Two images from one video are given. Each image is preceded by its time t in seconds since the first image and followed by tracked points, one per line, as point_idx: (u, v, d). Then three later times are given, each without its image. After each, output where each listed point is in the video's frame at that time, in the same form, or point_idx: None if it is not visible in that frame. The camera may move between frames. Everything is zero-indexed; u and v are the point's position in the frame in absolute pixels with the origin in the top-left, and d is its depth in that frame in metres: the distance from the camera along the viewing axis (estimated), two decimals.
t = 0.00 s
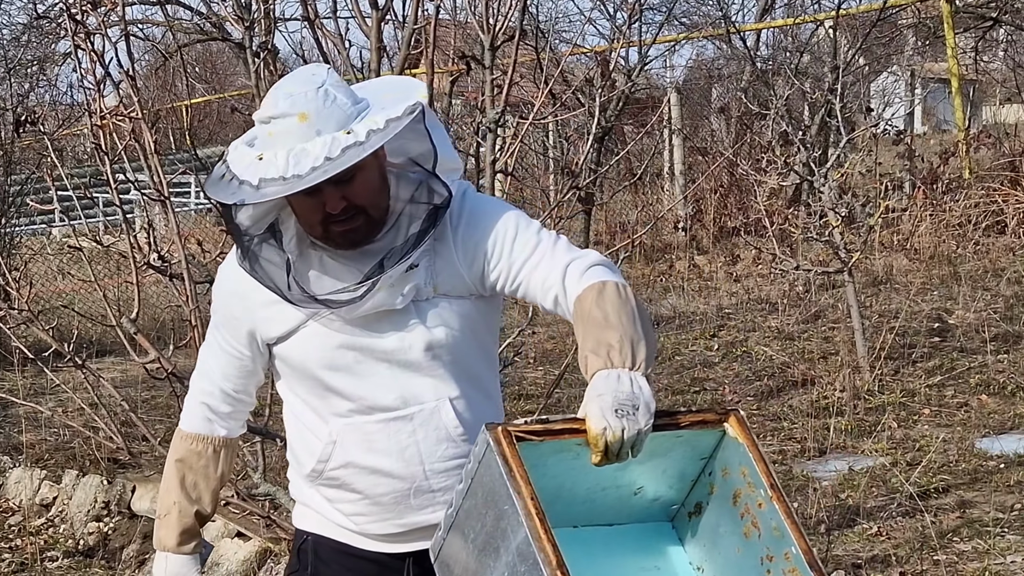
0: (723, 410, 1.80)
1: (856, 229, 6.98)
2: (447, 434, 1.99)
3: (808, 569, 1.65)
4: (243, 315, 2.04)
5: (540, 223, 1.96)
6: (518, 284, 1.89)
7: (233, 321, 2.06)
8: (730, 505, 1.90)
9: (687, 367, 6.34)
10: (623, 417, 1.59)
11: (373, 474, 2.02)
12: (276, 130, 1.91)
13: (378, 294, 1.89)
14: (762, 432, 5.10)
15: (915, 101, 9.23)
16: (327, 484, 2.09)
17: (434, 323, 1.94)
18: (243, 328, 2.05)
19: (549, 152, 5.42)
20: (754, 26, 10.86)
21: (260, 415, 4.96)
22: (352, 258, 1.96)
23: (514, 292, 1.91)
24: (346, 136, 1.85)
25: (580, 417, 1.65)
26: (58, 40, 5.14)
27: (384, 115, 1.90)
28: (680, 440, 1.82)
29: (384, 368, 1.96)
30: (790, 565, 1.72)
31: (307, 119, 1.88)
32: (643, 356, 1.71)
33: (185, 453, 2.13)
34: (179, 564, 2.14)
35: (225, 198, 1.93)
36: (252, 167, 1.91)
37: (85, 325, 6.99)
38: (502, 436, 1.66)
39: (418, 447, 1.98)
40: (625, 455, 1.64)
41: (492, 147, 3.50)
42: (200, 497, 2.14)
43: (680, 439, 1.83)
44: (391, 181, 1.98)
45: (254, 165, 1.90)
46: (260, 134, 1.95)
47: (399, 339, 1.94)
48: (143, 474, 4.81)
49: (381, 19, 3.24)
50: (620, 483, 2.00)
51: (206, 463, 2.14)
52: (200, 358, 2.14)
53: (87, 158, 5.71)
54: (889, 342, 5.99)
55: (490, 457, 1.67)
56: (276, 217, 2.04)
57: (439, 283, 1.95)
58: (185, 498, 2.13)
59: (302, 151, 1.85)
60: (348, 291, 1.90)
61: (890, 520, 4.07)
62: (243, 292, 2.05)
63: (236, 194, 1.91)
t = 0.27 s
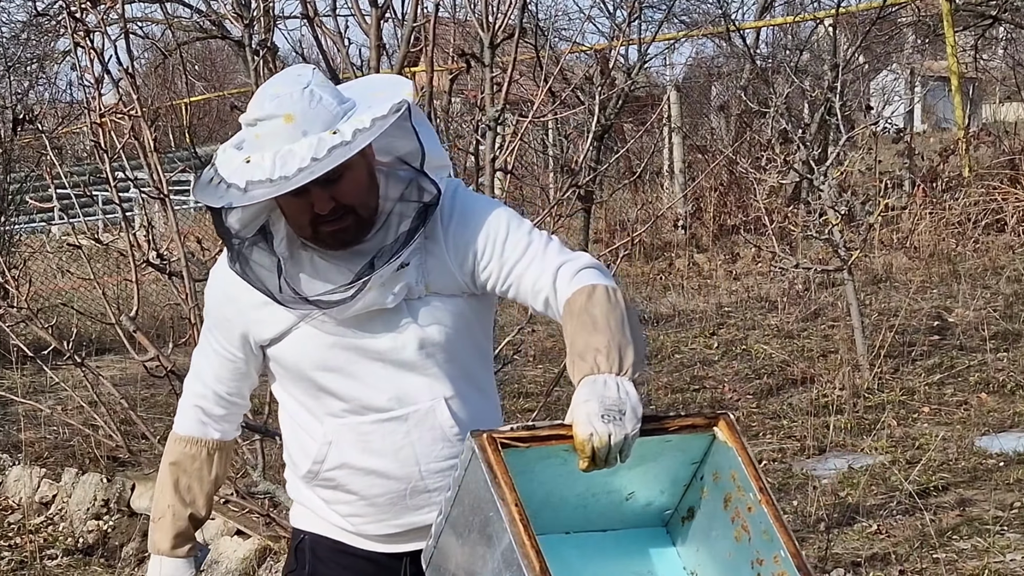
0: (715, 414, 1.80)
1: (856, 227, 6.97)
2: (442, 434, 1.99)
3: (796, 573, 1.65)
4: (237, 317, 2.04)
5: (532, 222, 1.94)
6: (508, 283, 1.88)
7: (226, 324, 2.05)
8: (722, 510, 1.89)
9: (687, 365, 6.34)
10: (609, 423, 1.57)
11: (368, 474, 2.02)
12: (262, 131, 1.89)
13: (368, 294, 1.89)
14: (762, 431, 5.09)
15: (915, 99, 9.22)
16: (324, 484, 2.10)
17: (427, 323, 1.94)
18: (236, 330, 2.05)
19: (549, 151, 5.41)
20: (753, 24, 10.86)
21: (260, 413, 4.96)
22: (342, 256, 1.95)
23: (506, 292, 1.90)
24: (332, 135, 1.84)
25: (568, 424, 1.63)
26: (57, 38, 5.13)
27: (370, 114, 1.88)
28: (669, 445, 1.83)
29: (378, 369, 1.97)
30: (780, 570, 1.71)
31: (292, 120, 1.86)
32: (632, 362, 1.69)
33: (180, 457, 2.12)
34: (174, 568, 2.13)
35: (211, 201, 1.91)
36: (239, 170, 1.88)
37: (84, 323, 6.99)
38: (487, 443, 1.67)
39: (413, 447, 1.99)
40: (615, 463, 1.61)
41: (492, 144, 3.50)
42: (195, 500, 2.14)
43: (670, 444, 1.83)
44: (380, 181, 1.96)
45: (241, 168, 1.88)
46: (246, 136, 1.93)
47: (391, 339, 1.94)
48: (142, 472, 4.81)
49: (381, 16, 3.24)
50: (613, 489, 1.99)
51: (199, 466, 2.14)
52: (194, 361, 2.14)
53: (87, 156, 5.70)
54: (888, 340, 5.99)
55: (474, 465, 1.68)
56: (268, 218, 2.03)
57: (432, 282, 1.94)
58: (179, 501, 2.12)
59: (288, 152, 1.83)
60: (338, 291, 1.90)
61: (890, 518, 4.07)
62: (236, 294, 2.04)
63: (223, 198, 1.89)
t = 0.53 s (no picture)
0: (698, 419, 1.81)
1: (855, 225, 6.97)
2: (437, 433, 1.98)
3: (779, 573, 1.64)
4: (228, 322, 2.03)
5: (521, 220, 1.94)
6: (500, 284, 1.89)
7: (217, 330, 2.05)
8: (706, 515, 1.89)
9: (686, 363, 6.34)
10: (596, 424, 1.59)
11: (365, 475, 2.02)
12: (245, 137, 1.88)
13: (358, 294, 1.88)
14: (761, 430, 5.09)
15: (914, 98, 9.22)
16: (320, 486, 2.09)
17: (419, 323, 1.93)
18: (227, 335, 2.04)
19: (548, 148, 5.41)
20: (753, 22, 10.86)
21: (259, 411, 4.96)
22: (330, 259, 1.94)
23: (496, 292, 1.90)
24: (317, 138, 1.83)
25: (556, 424, 1.65)
26: (56, 35, 5.12)
27: (353, 115, 1.87)
28: (653, 449, 1.83)
29: (372, 370, 1.96)
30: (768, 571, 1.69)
31: (275, 125, 1.86)
32: (619, 364, 1.70)
33: (174, 464, 2.12)
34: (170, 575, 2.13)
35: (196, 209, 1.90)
36: (224, 177, 1.87)
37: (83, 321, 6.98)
38: (474, 442, 1.67)
39: (408, 448, 1.98)
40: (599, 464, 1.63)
41: (491, 142, 3.49)
42: (189, 507, 2.13)
43: (654, 448, 1.84)
44: (366, 180, 1.94)
45: (227, 175, 1.87)
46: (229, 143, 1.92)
47: (384, 340, 1.93)
48: (141, 470, 4.81)
49: (380, 14, 3.23)
50: (597, 493, 1.99)
51: (193, 473, 2.13)
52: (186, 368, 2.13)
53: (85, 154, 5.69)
54: (888, 338, 5.99)
55: (462, 462, 1.69)
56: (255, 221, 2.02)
57: (422, 281, 1.93)
58: (174, 509, 2.12)
59: (272, 157, 1.82)
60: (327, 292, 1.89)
61: (889, 516, 4.07)
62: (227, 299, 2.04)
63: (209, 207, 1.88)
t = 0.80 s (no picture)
0: (680, 426, 1.82)
1: (854, 223, 6.96)
2: (426, 436, 1.97)
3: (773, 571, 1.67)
4: (213, 328, 2.01)
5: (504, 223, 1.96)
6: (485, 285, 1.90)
7: (203, 334, 2.02)
8: (691, 521, 1.92)
9: (685, 361, 6.33)
10: (582, 432, 1.63)
11: (354, 479, 2.00)
12: (230, 144, 1.85)
13: (346, 300, 1.87)
14: (761, 428, 5.08)
15: (914, 95, 9.21)
16: (309, 492, 2.07)
17: (407, 327, 1.93)
18: (214, 340, 2.02)
19: (547, 146, 5.40)
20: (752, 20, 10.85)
21: (257, 409, 4.95)
22: (315, 263, 1.93)
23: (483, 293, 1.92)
24: (305, 146, 1.82)
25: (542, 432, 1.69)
26: (53, 33, 5.11)
27: (340, 121, 1.86)
28: (636, 457, 1.85)
29: (361, 374, 1.95)
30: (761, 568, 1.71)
31: (261, 133, 1.83)
32: (605, 374, 1.75)
33: (161, 471, 2.08)
34: None
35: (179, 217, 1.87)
36: (209, 186, 1.84)
37: (81, 319, 6.97)
38: (466, 447, 1.68)
39: (398, 452, 1.97)
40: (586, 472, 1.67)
41: (490, 140, 3.48)
42: (177, 514, 2.08)
43: (637, 456, 1.86)
44: (350, 184, 1.94)
45: (211, 184, 1.84)
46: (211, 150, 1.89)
47: (372, 343, 1.93)
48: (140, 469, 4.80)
49: (379, 11, 3.22)
50: (583, 502, 2.01)
51: (181, 480, 2.09)
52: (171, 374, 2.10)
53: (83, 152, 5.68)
54: (887, 337, 5.98)
55: (454, 469, 1.69)
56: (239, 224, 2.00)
57: (410, 282, 1.94)
58: (163, 515, 2.07)
59: (259, 166, 1.80)
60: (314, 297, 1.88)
61: (888, 515, 4.06)
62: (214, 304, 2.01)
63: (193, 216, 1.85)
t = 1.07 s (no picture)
0: (642, 449, 1.91)
1: (854, 222, 6.94)
2: (399, 444, 1.95)
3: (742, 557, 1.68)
4: (185, 331, 1.95)
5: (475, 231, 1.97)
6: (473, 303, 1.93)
7: (174, 336, 1.95)
8: (663, 548, 1.94)
9: (684, 360, 6.30)
10: (545, 454, 1.72)
11: (327, 487, 1.96)
12: (212, 151, 1.79)
13: (325, 307, 1.84)
14: (760, 428, 5.05)
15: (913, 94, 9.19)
16: (279, 499, 2.01)
17: (383, 334, 1.91)
18: (186, 342, 1.95)
19: (545, 145, 5.38)
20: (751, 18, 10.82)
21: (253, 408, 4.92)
22: (292, 269, 1.89)
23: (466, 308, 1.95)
24: (291, 156, 1.77)
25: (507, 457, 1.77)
26: (49, 30, 5.08)
27: (326, 130, 1.82)
28: (601, 481, 1.91)
29: (335, 380, 1.92)
30: (733, 565, 1.71)
31: (246, 141, 1.78)
32: (570, 402, 1.83)
33: (130, 476, 1.98)
34: None
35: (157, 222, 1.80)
36: (189, 192, 1.78)
37: (77, 317, 6.93)
38: (430, 469, 1.71)
39: (370, 460, 1.94)
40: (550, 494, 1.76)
41: (488, 138, 3.46)
42: (147, 519, 1.98)
43: (602, 481, 1.92)
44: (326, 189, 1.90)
45: (191, 191, 1.78)
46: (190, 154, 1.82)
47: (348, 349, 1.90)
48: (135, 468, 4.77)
49: (376, 9, 3.20)
50: (554, 532, 2.03)
51: (151, 484, 1.99)
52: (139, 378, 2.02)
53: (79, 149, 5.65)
54: (887, 335, 5.96)
55: (420, 491, 1.70)
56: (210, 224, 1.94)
57: (388, 287, 1.91)
58: (133, 521, 1.96)
59: (244, 176, 1.75)
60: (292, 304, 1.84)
61: (888, 515, 4.04)
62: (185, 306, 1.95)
63: (171, 221, 1.79)
